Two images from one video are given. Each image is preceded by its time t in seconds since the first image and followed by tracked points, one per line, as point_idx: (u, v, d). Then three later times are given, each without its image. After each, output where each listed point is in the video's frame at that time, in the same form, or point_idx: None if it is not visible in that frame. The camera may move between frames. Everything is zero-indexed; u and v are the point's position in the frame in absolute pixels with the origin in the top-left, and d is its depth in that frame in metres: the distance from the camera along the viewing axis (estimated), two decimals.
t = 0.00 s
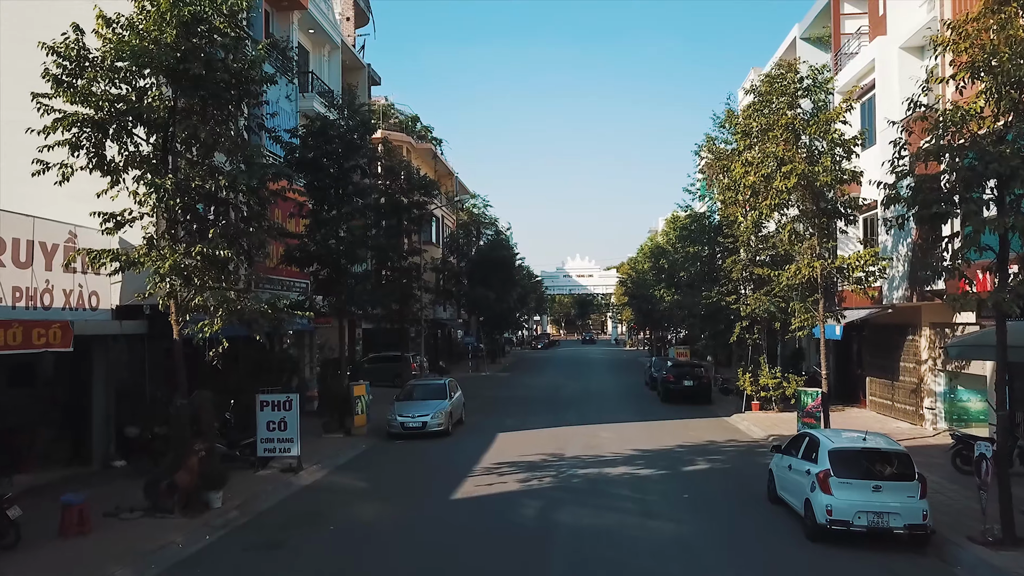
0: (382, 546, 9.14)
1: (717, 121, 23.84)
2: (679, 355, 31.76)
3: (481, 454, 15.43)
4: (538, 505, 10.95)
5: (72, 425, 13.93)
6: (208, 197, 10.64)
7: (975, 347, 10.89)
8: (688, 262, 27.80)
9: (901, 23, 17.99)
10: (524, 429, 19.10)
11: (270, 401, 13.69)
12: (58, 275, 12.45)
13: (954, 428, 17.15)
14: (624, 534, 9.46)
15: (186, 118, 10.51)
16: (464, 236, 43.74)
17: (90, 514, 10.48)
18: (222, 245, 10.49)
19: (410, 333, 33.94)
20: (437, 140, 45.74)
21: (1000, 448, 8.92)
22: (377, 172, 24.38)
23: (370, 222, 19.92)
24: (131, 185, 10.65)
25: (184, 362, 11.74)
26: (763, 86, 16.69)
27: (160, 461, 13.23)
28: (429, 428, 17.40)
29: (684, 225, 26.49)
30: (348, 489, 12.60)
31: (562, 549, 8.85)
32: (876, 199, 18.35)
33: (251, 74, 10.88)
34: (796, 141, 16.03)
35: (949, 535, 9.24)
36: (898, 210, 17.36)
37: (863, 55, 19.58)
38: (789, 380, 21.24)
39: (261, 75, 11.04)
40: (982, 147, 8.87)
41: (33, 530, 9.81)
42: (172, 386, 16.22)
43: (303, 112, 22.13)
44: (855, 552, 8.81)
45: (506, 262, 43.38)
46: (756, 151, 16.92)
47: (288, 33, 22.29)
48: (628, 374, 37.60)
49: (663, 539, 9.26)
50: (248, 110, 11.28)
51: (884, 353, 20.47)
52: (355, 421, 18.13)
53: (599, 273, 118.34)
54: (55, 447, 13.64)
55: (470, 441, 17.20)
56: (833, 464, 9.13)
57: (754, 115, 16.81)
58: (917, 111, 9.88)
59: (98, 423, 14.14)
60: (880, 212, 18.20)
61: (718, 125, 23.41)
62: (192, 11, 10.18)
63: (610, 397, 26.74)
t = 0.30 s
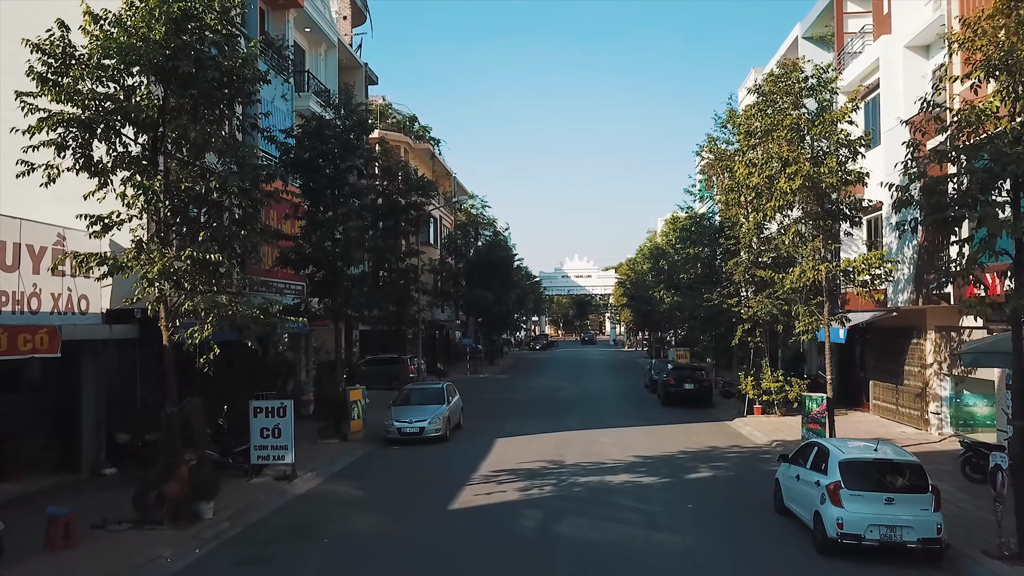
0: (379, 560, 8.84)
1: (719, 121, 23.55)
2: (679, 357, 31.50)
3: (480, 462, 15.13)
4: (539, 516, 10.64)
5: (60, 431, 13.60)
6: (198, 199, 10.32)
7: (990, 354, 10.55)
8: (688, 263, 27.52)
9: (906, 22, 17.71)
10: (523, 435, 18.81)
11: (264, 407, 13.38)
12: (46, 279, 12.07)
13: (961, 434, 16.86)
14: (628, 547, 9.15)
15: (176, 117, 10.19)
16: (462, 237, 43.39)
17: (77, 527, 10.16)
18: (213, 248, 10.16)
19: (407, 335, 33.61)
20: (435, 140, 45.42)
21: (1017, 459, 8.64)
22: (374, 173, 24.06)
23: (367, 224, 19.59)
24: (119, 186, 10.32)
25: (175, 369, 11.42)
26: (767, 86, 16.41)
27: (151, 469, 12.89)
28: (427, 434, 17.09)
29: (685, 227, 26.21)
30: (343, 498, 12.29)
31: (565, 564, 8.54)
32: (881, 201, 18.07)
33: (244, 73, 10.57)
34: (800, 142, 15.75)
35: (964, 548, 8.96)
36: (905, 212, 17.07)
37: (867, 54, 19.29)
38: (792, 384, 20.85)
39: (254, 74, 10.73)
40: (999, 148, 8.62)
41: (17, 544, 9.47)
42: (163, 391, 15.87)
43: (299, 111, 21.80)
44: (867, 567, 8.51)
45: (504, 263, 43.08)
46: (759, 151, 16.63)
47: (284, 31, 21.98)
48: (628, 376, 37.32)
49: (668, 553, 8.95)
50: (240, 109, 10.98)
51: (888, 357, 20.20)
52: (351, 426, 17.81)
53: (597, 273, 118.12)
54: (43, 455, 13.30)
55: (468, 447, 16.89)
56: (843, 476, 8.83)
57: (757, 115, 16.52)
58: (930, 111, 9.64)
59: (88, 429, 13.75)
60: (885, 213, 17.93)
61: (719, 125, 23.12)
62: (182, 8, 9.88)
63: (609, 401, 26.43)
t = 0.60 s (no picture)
0: None
1: (721, 121, 23.27)
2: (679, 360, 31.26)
3: (479, 469, 14.83)
4: (540, 527, 10.35)
5: (50, 438, 13.34)
6: (189, 201, 10.00)
7: (1004, 359, 10.31)
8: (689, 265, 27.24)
9: (912, 20, 17.44)
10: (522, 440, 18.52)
11: (258, 413, 13.08)
12: (34, 282, 11.66)
13: (967, 438, 16.64)
14: (631, 561, 8.85)
15: (166, 117, 9.86)
16: (460, 238, 43.05)
17: (63, 539, 9.85)
18: (204, 252, 9.83)
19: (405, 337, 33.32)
20: (433, 140, 45.11)
21: None
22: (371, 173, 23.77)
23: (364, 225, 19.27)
24: (107, 188, 9.99)
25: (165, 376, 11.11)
26: (771, 85, 16.14)
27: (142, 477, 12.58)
28: (424, 439, 16.78)
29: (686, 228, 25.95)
30: (339, 508, 11.99)
31: None
32: (888, 201, 17.80)
33: (236, 70, 10.26)
34: (805, 142, 15.47)
35: (979, 563, 8.68)
36: (910, 212, 16.86)
37: (871, 52, 19.01)
38: (794, 388, 20.72)
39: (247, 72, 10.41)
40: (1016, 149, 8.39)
41: None
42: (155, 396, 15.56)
43: (294, 111, 21.49)
44: None
45: (502, 264, 42.77)
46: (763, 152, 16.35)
47: (280, 30, 21.68)
48: (627, 378, 37.04)
49: (674, 567, 8.66)
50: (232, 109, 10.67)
51: (892, 360, 19.95)
52: (347, 431, 17.50)
53: (595, 274, 117.82)
54: (31, 463, 13.01)
55: (467, 454, 16.60)
56: (855, 488, 8.55)
57: (761, 115, 16.24)
58: (945, 110, 9.42)
59: (77, 436, 13.50)
60: (891, 214, 17.66)
61: (721, 126, 22.85)
62: (172, 4, 9.56)
63: (609, 404, 26.16)
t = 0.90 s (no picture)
0: None
1: (723, 121, 22.98)
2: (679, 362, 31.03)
3: (478, 477, 14.53)
4: (541, 541, 10.05)
5: (39, 446, 13.04)
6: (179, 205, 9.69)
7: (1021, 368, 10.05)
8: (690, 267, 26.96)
9: (918, 19, 17.16)
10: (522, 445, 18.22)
11: (251, 421, 12.78)
12: (21, 287, 11.09)
13: (974, 445, 16.34)
14: None
15: (155, 117, 9.54)
16: (459, 239, 42.74)
17: (49, 553, 9.54)
18: (194, 257, 9.51)
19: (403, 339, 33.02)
20: (431, 140, 44.80)
21: None
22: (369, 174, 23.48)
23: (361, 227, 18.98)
24: (95, 191, 9.67)
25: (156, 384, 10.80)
26: (776, 85, 15.83)
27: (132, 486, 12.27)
28: (422, 446, 16.49)
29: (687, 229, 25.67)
30: (335, 518, 11.69)
31: None
32: (893, 203, 17.53)
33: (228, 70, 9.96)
34: (811, 143, 15.16)
35: None
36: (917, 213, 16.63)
37: (876, 52, 18.72)
38: (797, 393, 20.56)
39: (239, 70, 10.08)
40: None
41: None
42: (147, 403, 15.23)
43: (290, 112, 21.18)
44: None
45: (500, 265, 42.45)
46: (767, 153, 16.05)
47: (275, 29, 21.38)
48: (626, 380, 36.74)
49: None
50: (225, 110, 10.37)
51: (897, 364, 19.69)
52: (344, 437, 17.27)
53: (594, 274, 117.53)
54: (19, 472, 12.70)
55: (466, 461, 16.30)
56: (867, 502, 8.26)
57: (765, 115, 15.93)
58: (960, 110, 9.18)
59: (68, 444, 13.18)
60: (897, 217, 17.40)
61: (723, 126, 22.59)
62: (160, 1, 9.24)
63: (610, 407, 25.87)
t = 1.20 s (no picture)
0: None
1: (724, 122, 22.71)
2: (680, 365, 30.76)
3: (477, 485, 14.25)
4: (542, 554, 9.76)
5: (27, 454, 12.74)
6: (169, 208, 9.39)
7: None
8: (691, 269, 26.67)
9: (924, 18, 16.91)
10: (522, 451, 17.94)
11: (245, 428, 12.47)
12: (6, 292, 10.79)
13: (981, 451, 16.06)
14: None
15: (144, 118, 9.25)
16: (458, 240, 42.45)
17: (35, 568, 9.24)
18: (184, 262, 9.21)
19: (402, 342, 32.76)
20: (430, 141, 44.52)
21: None
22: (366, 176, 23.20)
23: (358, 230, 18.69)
24: (82, 194, 9.38)
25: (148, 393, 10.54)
26: (781, 85, 15.53)
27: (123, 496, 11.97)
28: (420, 453, 16.20)
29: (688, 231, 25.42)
30: (330, 530, 11.40)
31: None
32: (899, 206, 17.28)
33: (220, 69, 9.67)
34: (816, 145, 14.87)
35: None
36: (922, 215, 16.41)
37: (880, 52, 18.46)
38: (801, 397, 20.17)
39: (231, 70, 9.79)
40: None
41: None
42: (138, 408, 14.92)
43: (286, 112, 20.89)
44: None
45: (499, 267, 42.15)
46: (772, 155, 15.78)
47: (271, 29, 21.09)
48: (626, 383, 36.46)
49: None
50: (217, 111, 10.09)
51: (901, 369, 19.42)
52: (341, 443, 16.93)
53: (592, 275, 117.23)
54: (7, 481, 12.42)
55: (464, 468, 16.02)
56: (880, 517, 7.98)
57: (770, 117, 15.63)
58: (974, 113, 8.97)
59: (57, 451, 12.89)
60: (903, 219, 17.15)
61: (725, 128, 22.35)
62: None
63: (610, 411, 25.61)
